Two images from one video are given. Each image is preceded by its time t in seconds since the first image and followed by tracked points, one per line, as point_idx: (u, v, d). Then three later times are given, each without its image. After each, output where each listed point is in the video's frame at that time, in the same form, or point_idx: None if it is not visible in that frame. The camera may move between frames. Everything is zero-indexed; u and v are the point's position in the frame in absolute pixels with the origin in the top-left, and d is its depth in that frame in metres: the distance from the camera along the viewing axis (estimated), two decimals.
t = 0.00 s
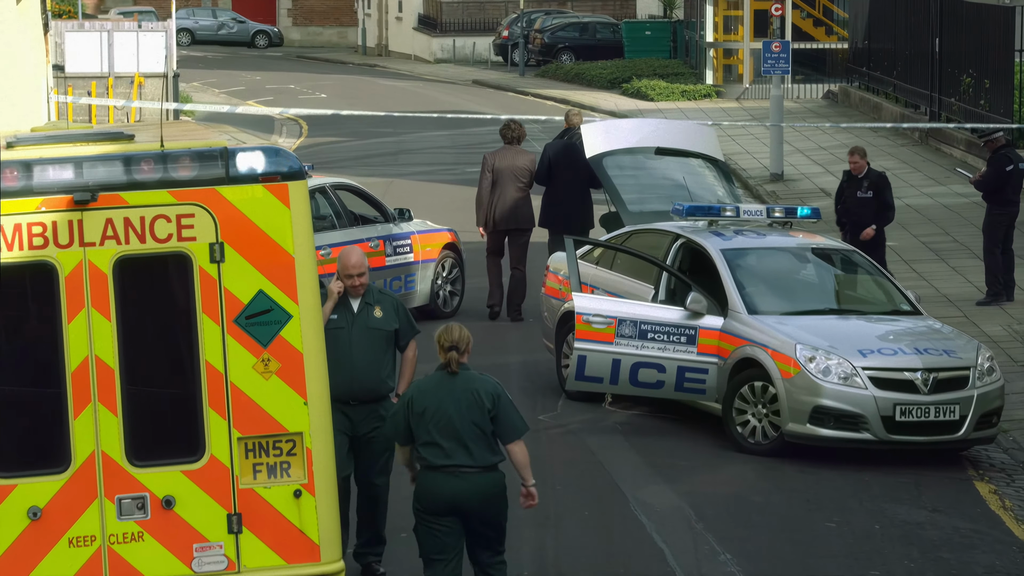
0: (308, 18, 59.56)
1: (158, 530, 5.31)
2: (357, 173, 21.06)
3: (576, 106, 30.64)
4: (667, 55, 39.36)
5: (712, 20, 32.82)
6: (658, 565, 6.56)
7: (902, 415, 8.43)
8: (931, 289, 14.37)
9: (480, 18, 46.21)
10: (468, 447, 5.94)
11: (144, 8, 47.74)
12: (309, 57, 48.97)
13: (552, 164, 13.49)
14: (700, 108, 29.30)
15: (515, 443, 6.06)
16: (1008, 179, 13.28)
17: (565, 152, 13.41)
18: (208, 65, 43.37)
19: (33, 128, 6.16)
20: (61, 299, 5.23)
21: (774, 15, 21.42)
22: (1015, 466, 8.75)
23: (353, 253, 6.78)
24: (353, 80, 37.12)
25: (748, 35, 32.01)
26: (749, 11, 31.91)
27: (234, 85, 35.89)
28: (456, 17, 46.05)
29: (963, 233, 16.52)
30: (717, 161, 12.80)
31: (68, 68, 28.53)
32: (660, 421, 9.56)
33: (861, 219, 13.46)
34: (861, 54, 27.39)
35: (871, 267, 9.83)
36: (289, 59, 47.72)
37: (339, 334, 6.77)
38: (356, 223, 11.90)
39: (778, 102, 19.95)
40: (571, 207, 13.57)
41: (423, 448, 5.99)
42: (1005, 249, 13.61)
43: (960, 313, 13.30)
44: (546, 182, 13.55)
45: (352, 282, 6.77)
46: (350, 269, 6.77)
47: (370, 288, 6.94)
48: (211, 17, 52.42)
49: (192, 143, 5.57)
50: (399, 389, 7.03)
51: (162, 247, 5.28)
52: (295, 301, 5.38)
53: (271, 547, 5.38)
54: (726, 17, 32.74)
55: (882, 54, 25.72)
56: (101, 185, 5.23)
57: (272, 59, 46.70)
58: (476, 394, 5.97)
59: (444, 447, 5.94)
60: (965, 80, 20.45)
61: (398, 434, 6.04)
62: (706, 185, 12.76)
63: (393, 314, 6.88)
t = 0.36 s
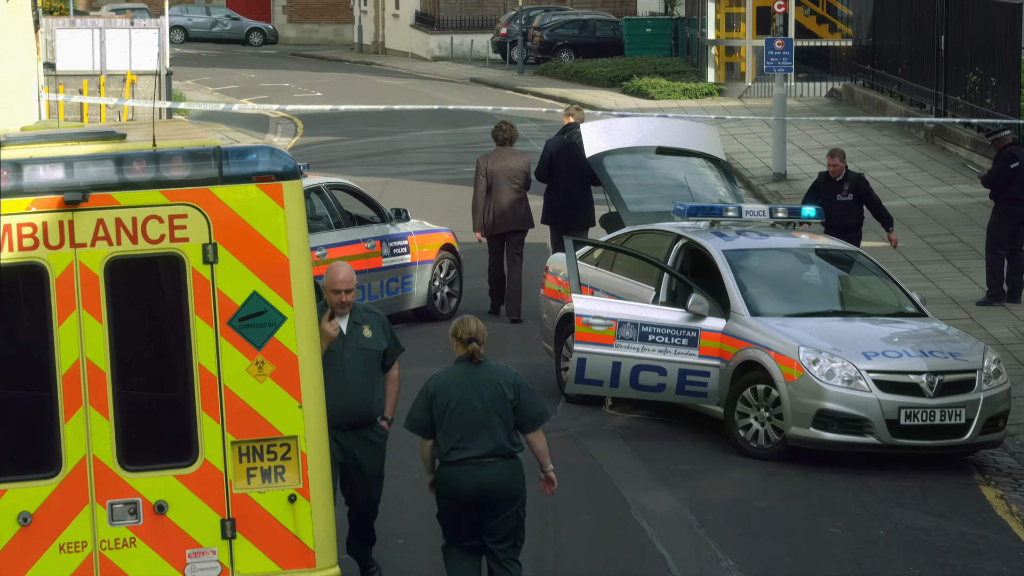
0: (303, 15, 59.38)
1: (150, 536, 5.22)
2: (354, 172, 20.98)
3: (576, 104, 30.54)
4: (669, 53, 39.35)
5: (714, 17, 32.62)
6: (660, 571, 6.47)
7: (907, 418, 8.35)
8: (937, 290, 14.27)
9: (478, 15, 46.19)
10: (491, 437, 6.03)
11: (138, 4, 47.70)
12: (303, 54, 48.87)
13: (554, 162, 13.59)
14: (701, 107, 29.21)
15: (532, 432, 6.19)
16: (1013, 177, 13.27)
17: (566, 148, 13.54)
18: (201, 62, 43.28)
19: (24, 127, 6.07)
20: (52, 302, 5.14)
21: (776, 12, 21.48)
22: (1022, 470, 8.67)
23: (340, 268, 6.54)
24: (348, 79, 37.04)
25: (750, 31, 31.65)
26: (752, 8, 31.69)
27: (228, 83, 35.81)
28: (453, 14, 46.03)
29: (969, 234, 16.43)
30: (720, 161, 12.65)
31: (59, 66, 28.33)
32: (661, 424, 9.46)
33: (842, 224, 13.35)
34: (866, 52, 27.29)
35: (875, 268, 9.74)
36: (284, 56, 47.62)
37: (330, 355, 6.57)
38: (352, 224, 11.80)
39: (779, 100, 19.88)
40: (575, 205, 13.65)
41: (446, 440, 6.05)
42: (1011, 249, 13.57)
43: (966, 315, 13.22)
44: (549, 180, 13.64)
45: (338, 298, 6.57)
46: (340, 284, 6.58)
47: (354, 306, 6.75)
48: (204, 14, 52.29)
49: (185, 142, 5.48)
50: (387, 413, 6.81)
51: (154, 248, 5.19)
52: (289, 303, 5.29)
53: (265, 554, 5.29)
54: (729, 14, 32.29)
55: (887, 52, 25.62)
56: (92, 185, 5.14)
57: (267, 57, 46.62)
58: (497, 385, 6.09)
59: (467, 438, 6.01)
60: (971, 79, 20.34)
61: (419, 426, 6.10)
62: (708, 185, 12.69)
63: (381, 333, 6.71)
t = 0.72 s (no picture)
0: (298, 14, 59.20)
1: (141, 546, 5.11)
2: (349, 175, 20.87)
3: (577, 105, 30.45)
4: (670, 53, 39.29)
5: (717, 16, 32.42)
6: None
7: (914, 425, 8.24)
8: (944, 294, 14.14)
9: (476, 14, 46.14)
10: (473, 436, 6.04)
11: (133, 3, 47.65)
12: (298, 54, 48.80)
13: (549, 164, 13.52)
14: (704, 108, 29.10)
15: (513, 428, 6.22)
16: (1013, 180, 13.19)
17: (560, 150, 13.46)
18: (195, 62, 43.19)
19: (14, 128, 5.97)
20: (41, 307, 5.03)
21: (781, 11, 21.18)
22: None
23: (352, 272, 6.52)
24: (344, 79, 36.96)
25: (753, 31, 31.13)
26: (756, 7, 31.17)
27: (220, 84, 35.71)
28: (451, 14, 45.95)
29: (975, 236, 16.31)
30: (723, 163, 12.57)
31: (48, 67, 28.16)
32: (662, 432, 9.34)
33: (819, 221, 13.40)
34: (872, 52, 27.21)
35: (881, 272, 9.64)
36: (280, 56, 47.53)
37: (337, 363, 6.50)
38: (348, 227, 11.68)
39: (784, 102, 19.73)
40: (572, 206, 13.58)
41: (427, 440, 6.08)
42: (1015, 253, 13.47)
43: (973, 320, 13.11)
44: (544, 182, 13.57)
45: (348, 303, 6.52)
46: (350, 290, 6.53)
47: (360, 320, 6.72)
48: (197, 13, 52.15)
49: (177, 144, 5.39)
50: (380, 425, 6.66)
51: (146, 252, 5.09)
52: (284, 308, 5.19)
53: (259, 563, 5.19)
54: (733, 14, 31.74)
55: (893, 52, 25.51)
56: (82, 188, 5.05)
57: (262, 57, 46.55)
58: (477, 384, 6.10)
59: (447, 437, 6.04)
60: (979, 79, 20.23)
61: (402, 427, 6.15)
62: (711, 187, 12.58)
63: (384, 348, 6.66)
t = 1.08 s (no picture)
0: (292, 12, 59.09)
1: (131, 557, 4.99)
2: (345, 177, 20.75)
3: (578, 105, 30.32)
4: (672, 51, 39.18)
5: (721, 14, 32.23)
6: None
7: (922, 433, 8.12)
8: (953, 299, 13.97)
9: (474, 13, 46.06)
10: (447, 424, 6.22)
11: (126, 1, 47.58)
12: (293, 53, 48.71)
13: (544, 162, 13.49)
14: (707, 108, 28.96)
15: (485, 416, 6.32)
16: (1012, 184, 13.09)
17: (554, 148, 13.41)
18: (186, 61, 43.04)
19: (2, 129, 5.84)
20: (28, 312, 4.91)
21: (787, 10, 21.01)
22: None
23: (372, 286, 5.99)
24: (339, 78, 36.87)
25: (757, 30, 31.54)
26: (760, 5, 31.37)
27: (212, 84, 35.57)
28: (448, 12, 45.82)
29: (984, 239, 16.16)
30: (726, 164, 12.54)
31: (36, 66, 28.19)
32: (665, 440, 9.20)
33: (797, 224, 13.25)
34: (880, 51, 27.07)
35: (888, 276, 9.51)
36: (276, 56, 47.46)
37: (356, 382, 5.98)
38: (343, 230, 11.53)
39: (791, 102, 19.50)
40: (568, 204, 13.55)
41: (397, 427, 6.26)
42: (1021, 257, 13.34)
43: (983, 326, 12.96)
44: (540, 181, 13.55)
45: (367, 318, 5.98)
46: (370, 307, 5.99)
47: (378, 335, 6.18)
48: (188, 11, 51.96)
49: (168, 146, 5.26)
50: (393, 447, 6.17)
51: (136, 256, 4.97)
52: (277, 313, 5.07)
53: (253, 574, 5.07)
54: (735, 11, 31.86)
55: (901, 50, 25.35)
56: (71, 190, 4.93)
57: (256, 56, 46.47)
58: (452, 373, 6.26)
59: (415, 424, 6.23)
60: (990, 79, 20.06)
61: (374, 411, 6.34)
62: (714, 189, 12.46)
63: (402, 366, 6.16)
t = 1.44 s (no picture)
0: (286, 10, 59.00)
1: (123, 565, 4.88)
2: (341, 177, 20.64)
3: (580, 105, 30.22)
4: (676, 49, 38.98)
5: (725, 12, 32.08)
6: None
7: (931, 440, 8.01)
8: (963, 302, 13.81)
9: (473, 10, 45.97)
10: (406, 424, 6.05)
11: None
12: (289, 51, 48.62)
13: (542, 161, 13.40)
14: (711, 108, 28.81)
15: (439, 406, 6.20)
16: (1013, 187, 13.00)
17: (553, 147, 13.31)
18: (178, 59, 42.94)
19: None
20: (17, 316, 4.80)
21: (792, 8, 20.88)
22: None
23: (360, 309, 5.72)
24: (336, 77, 36.77)
25: (762, 27, 31.48)
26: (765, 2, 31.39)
27: (206, 82, 35.45)
28: (446, 9, 45.72)
29: (993, 240, 16.02)
30: (731, 165, 12.37)
31: (25, 63, 28.09)
32: (668, 445, 9.09)
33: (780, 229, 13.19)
34: (888, 49, 26.94)
35: (896, 279, 9.40)
36: (270, 54, 47.39)
37: (362, 411, 5.78)
38: (339, 232, 11.39)
39: (796, 102, 19.28)
40: (564, 205, 13.46)
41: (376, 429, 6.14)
42: None
43: (992, 329, 12.82)
44: (538, 179, 13.46)
45: (361, 342, 5.75)
46: (361, 326, 5.75)
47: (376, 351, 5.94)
48: (182, 8, 51.82)
49: (161, 146, 5.16)
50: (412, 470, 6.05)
51: (128, 258, 4.86)
52: (272, 317, 4.96)
53: None
54: (740, 9, 31.79)
55: (910, 48, 25.19)
56: (61, 192, 4.82)
57: (252, 54, 46.36)
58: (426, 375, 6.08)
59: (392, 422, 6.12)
60: (1000, 77, 19.89)
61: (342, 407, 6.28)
62: (718, 190, 12.32)
63: (410, 383, 5.98)
